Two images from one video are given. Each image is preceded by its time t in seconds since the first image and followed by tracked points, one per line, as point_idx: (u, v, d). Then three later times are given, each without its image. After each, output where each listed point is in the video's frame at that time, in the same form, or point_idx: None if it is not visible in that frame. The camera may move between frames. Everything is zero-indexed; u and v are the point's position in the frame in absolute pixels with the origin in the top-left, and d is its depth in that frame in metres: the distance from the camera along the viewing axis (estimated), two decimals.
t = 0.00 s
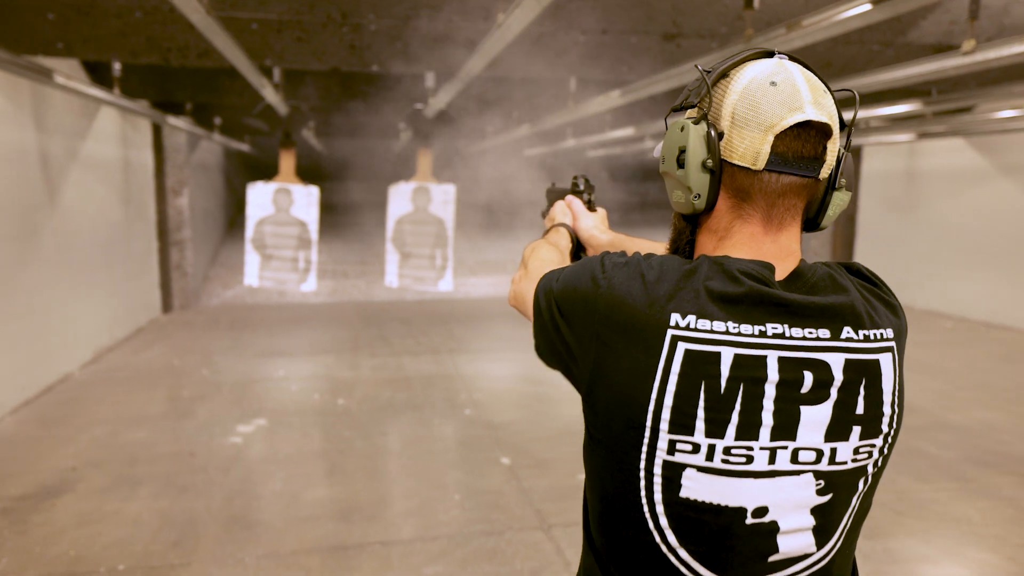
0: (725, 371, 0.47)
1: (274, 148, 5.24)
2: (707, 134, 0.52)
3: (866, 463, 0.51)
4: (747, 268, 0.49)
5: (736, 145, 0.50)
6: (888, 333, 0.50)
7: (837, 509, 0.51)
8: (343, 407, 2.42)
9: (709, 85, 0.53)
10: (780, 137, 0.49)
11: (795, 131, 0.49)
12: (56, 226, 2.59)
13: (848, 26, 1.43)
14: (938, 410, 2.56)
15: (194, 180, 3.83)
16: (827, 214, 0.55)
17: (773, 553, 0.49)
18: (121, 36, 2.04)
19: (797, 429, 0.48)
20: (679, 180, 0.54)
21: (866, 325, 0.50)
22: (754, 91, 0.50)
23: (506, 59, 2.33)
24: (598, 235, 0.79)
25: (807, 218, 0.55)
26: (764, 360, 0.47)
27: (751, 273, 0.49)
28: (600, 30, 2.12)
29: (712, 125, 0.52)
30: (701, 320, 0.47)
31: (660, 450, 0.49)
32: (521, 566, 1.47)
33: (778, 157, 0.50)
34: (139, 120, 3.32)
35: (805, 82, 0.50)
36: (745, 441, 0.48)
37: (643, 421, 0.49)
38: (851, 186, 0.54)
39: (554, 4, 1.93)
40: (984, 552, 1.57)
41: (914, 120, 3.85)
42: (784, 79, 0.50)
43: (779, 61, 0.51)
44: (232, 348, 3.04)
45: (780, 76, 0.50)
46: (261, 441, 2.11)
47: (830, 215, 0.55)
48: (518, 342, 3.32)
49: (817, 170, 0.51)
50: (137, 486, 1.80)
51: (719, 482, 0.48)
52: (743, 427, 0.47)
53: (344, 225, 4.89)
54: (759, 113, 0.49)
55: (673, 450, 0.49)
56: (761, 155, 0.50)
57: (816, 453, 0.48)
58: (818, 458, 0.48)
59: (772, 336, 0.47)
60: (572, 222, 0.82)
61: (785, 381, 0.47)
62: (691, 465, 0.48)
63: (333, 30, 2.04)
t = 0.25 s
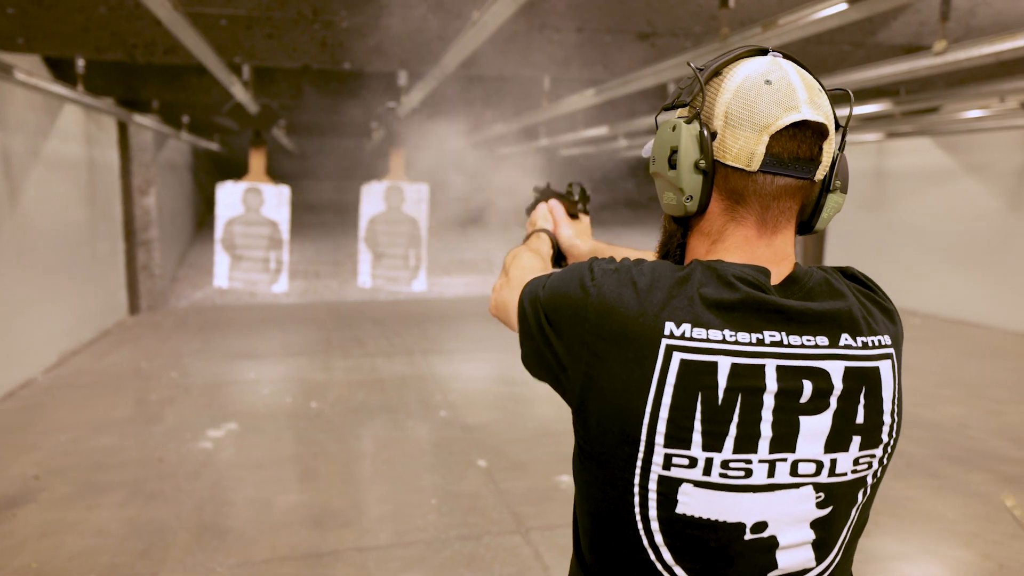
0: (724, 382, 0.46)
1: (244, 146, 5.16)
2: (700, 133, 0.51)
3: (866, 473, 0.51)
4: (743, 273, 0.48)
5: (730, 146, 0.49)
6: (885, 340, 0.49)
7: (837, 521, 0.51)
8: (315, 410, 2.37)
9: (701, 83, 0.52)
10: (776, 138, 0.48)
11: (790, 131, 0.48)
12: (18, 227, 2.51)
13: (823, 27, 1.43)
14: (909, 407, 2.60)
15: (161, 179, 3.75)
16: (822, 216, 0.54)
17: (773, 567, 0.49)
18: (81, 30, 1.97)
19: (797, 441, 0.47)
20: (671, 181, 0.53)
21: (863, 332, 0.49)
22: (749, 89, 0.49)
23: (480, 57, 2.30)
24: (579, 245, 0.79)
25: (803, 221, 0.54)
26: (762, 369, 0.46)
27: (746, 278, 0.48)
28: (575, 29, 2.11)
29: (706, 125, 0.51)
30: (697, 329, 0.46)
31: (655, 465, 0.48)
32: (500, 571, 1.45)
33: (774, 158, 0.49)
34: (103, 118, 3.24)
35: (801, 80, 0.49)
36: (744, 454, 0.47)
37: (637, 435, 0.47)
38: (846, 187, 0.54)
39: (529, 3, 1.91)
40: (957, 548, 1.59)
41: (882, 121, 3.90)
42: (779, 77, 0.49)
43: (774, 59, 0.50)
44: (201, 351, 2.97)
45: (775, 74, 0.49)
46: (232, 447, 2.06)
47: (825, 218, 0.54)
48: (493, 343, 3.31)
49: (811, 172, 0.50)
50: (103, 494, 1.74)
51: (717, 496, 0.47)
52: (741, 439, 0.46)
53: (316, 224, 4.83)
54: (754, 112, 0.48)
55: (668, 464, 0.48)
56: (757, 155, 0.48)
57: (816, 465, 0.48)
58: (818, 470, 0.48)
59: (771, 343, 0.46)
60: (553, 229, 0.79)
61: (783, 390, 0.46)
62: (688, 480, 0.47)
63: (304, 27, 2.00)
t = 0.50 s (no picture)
0: (691, 390, 0.45)
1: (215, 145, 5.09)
2: (675, 138, 0.51)
3: (848, 485, 0.49)
4: (715, 279, 0.48)
5: (705, 149, 0.49)
6: (868, 351, 0.48)
7: (816, 535, 0.49)
8: (289, 413, 2.35)
9: (678, 87, 0.52)
10: (750, 140, 0.48)
11: (765, 133, 0.48)
12: None
13: (799, 29, 1.45)
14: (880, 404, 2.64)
15: (130, 179, 3.68)
16: (808, 217, 0.54)
17: None
18: (47, 25, 1.92)
19: (767, 452, 0.46)
20: (649, 186, 0.53)
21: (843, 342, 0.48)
22: (724, 92, 0.48)
23: (455, 56, 2.29)
24: (599, 242, 0.76)
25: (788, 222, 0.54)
26: (731, 379, 0.45)
27: (717, 285, 0.47)
28: (550, 29, 2.11)
29: (682, 129, 0.51)
30: (664, 337, 0.46)
31: (623, 472, 0.48)
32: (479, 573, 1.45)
33: (748, 161, 0.48)
34: (70, 116, 3.17)
35: (778, 81, 0.48)
36: (711, 463, 0.46)
37: (605, 442, 0.48)
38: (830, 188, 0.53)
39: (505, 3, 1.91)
40: (929, 542, 1.62)
41: (852, 122, 3.96)
42: (756, 78, 0.48)
43: (752, 60, 0.49)
44: (173, 354, 2.92)
45: (751, 76, 0.48)
46: (205, 451, 2.03)
47: (810, 218, 0.54)
48: (469, 343, 3.29)
49: (790, 175, 0.49)
50: (72, 502, 1.71)
51: (684, 505, 0.47)
52: (708, 450, 0.46)
53: (289, 224, 4.78)
54: (728, 116, 0.48)
55: (638, 472, 0.48)
56: (730, 159, 0.48)
57: (789, 476, 0.47)
58: (790, 482, 0.47)
59: (741, 352, 0.45)
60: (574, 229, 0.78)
61: (753, 400, 0.45)
62: (655, 487, 0.47)
63: (277, 25, 1.98)
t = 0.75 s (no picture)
0: (659, 377, 0.47)
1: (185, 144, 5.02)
2: (645, 139, 0.53)
3: (811, 470, 0.51)
4: (684, 271, 0.49)
5: (674, 149, 0.51)
6: (830, 339, 0.49)
7: (780, 518, 0.50)
8: (263, 414, 2.33)
9: (648, 90, 0.53)
10: (716, 141, 0.49)
11: (731, 134, 0.49)
12: None
13: (767, 32, 1.48)
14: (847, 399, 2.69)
15: (98, 178, 3.62)
16: (774, 214, 0.55)
17: (711, 560, 0.49)
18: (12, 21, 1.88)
19: (732, 436, 0.47)
20: (621, 187, 0.54)
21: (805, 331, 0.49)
22: (691, 95, 0.50)
23: (429, 56, 2.30)
24: (582, 242, 0.77)
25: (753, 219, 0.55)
26: (698, 367, 0.47)
27: (685, 277, 0.48)
28: (524, 30, 2.12)
29: (651, 131, 0.52)
30: (634, 327, 0.47)
31: (596, 457, 0.49)
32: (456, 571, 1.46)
33: (716, 160, 0.50)
34: (36, 115, 3.11)
35: (743, 84, 0.50)
36: (679, 447, 0.47)
37: (577, 428, 0.49)
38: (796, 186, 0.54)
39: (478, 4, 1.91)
40: (895, 533, 1.66)
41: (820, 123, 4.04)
42: (722, 81, 0.50)
43: (717, 64, 0.51)
44: (144, 355, 2.89)
45: (717, 79, 0.50)
46: (177, 453, 2.01)
47: (776, 216, 0.55)
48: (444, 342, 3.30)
49: (756, 173, 0.51)
50: (42, 506, 1.68)
51: (653, 488, 0.48)
52: (676, 434, 0.47)
53: (261, 224, 4.74)
54: (695, 118, 0.49)
55: (610, 456, 0.49)
56: (698, 159, 0.50)
57: (753, 459, 0.48)
58: (754, 465, 0.48)
59: (707, 341, 0.47)
60: (557, 230, 0.79)
61: (718, 387, 0.47)
62: (626, 471, 0.48)
63: (249, 24, 1.96)
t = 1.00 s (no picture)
0: (632, 365, 0.50)
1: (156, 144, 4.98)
2: (614, 142, 0.55)
3: (763, 449, 0.54)
4: (653, 267, 0.52)
5: (642, 152, 0.54)
6: (784, 328, 0.53)
7: (736, 493, 0.54)
8: (238, 414, 2.33)
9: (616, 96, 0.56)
10: (681, 145, 0.52)
11: (696, 139, 0.52)
12: None
13: (733, 36, 1.52)
14: (814, 394, 2.76)
15: (68, 179, 3.58)
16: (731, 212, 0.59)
17: (677, 533, 0.52)
18: None
19: (698, 417, 0.51)
20: (591, 185, 0.57)
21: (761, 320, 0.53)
22: (658, 102, 0.53)
23: (403, 57, 2.32)
24: (538, 237, 0.80)
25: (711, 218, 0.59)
26: (666, 354, 0.50)
27: (655, 272, 0.51)
28: (496, 33, 2.14)
29: (619, 133, 0.55)
30: (608, 318, 0.50)
31: (572, 439, 0.51)
32: (430, 566, 1.48)
33: (681, 163, 0.53)
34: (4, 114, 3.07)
35: (705, 92, 0.53)
36: (648, 428, 0.50)
37: (554, 413, 0.51)
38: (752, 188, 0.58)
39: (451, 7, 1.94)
40: (858, 523, 1.72)
41: (788, 123, 4.11)
42: (687, 89, 0.53)
43: (681, 73, 0.54)
44: (116, 357, 2.87)
45: (682, 88, 0.53)
46: (152, 453, 2.01)
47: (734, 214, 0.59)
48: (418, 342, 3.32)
49: (718, 176, 0.54)
50: (15, 507, 1.68)
51: (625, 466, 0.51)
52: (648, 417, 0.50)
53: (235, 225, 4.71)
54: (663, 123, 0.52)
55: (585, 439, 0.51)
56: (665, 161, 0.53)
57: (715, 439, 0.52)
58: (716, 443, 0.51)
59: (675, 330, 0.50)
60: (513, 223, 0.81)
61: (685, 372, 0.50)
62: (599, 452, 0.51)
63: (223, 26, 1.97)
